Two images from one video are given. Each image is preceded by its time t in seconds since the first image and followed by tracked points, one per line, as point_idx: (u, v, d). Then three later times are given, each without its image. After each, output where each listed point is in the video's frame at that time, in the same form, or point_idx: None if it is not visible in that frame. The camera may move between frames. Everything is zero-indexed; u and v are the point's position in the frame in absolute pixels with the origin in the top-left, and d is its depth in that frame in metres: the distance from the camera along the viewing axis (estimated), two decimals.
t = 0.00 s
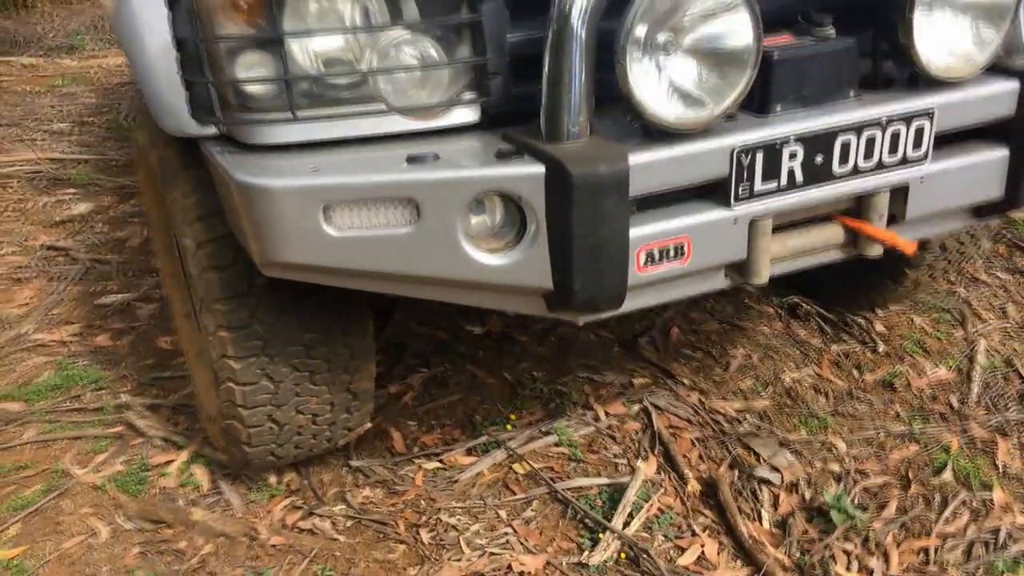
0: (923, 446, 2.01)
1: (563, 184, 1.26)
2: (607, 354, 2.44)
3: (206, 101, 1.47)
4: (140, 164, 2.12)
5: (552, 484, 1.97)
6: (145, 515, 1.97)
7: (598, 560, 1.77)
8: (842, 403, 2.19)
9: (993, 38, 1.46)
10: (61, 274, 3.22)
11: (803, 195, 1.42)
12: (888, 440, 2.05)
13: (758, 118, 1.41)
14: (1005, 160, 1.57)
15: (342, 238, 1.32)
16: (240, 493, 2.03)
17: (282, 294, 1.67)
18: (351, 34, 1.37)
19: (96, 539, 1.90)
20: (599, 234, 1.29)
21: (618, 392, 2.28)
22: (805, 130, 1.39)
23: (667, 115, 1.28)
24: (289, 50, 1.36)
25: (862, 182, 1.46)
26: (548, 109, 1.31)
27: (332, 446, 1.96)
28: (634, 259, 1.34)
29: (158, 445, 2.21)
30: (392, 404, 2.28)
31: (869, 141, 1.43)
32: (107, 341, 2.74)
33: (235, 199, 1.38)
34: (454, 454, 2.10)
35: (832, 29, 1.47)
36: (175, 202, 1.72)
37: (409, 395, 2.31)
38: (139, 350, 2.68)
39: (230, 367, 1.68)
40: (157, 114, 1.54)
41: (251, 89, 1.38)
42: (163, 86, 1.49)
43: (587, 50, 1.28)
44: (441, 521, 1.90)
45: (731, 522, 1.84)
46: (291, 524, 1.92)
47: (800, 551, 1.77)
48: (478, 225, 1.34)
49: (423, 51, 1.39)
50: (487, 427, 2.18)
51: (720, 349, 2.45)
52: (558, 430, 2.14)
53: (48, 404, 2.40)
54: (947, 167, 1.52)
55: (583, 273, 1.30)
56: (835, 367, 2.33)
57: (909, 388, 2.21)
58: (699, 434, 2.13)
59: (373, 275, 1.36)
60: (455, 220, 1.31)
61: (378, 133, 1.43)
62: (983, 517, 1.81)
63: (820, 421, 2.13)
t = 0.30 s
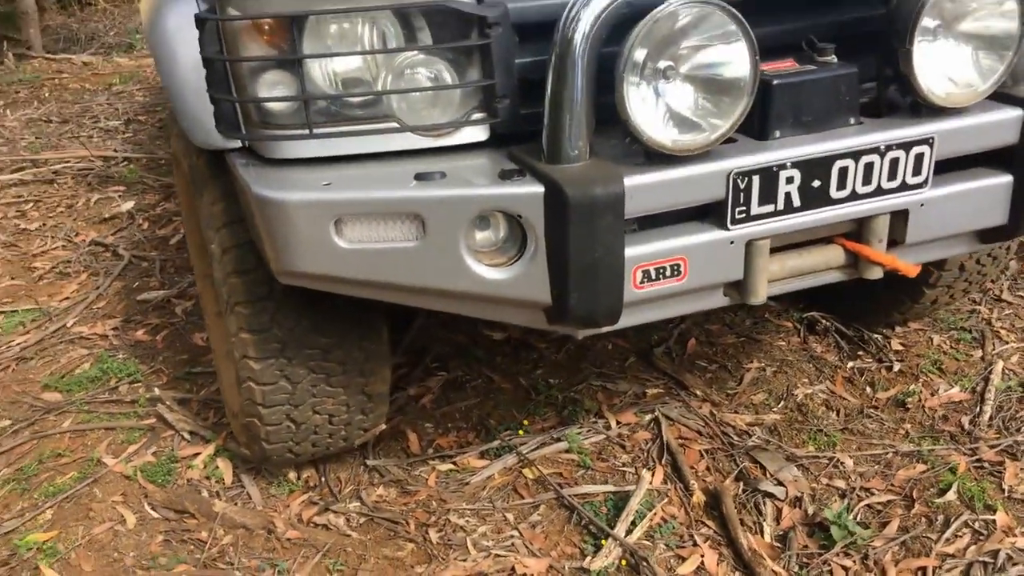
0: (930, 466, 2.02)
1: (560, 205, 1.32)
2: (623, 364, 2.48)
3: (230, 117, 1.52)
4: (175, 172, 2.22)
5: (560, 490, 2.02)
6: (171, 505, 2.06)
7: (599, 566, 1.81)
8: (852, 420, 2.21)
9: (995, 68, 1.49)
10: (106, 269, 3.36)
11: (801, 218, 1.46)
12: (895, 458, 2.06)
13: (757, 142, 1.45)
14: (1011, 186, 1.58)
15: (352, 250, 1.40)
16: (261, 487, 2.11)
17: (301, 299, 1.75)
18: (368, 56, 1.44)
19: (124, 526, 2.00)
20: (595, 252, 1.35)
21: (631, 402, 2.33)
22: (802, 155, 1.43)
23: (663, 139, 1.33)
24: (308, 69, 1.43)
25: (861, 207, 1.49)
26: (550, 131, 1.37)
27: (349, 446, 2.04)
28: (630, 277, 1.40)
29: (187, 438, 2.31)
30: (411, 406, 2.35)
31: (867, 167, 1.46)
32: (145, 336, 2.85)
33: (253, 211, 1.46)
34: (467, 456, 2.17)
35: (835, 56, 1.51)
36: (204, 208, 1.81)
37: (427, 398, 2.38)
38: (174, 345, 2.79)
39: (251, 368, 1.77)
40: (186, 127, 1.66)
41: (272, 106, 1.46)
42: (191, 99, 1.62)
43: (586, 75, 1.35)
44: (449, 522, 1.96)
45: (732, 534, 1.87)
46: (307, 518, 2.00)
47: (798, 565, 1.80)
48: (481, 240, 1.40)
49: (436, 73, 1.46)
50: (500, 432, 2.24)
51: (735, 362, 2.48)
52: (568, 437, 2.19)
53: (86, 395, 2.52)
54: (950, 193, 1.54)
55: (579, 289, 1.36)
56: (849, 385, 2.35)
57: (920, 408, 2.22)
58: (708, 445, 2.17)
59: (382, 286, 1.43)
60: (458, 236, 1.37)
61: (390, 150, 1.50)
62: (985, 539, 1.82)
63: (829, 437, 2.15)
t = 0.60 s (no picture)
0: (945, 490, 2.04)
1: (572, 231, 1.38)
2: (646, 377, 2.53)
3: (267, 137, 1.61)
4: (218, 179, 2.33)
5: (576, 499, 2.08)
6: (205, 499, 2.17)
7: None
8: (871, 441, 2.23)
9: (1006, 103, 1.52)
10: (154, 268, 3.50)
11: (810, 247, 1.50)
12: (911, 481, 2.08)
13: (769, 172, 1.50)
14: None
15: (376, 267, 1.47)
16: (290, 485, 2.20)
17: (330, 308, 1.83)
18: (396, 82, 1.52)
19: (161, 517, 2.11)
20: (605, 276, 1.40)
21: (651, 415, 2.38)
22: (812, 186, 1.47)
23: (674, 169, 1.39)
24: (339, 95, 1.51)
25: (871, 237, 1.53)
26: (565, 158, 1.43)
27: (374, 449, 2.12)
28: (640, 300, 1.45)
29: (223, 434, 2.41)
30: (437, 411, 2.42)
31: (877, 198, 1.50)
32: (188, 334, 2.97)
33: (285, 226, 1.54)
34: (489, 463, 2.24)
35: (849, 89, 1.55)
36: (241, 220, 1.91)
37: (453, 404, 2.45)
38: (215, 343, 2.91)
39: (282, 372, 1.86)
40: (226, 144, 1.76)
41: (305, 128, 1.54)
42: (229, 118, 1.73)
43: (601, 106, 1.41)
44: (468, 526, 2.03)
45: (742, 550, 1.91)
46: (332, 517, 2.08)
47: None
48: (498, 261, 1.47)
49: (460, 99, 1.53)
50: (522, 440, 2.31)
51: (758, 380, 2.51)
52: (588, 448, 2.25)
53: (131, 390, 2.65)
54: (962, 225, 1.57)
55: (589, 311, 1.42)
56: (870, 406, 2.37)
57: (940, 432, 2.23)
58: (725, 461, 2.21)
59: (403, 300, 1.51)
60: (475, 257, 1.44)
61: (416, 171, 1.57)
62: (994, 566, 1.83)
63: (846, 458, 2.18)
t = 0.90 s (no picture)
0: (960, 511, 2.06)
1: (587, 252, 1.43)
2: (667, 389, 2.57)
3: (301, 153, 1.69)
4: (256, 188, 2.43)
5: (593, 508, 2.13)
6: (236, 495, 2.25)
7: None
8: (888, 459, 2.25)
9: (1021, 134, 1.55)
10: (195, 268, 3.62)
11: (821, 270, 1.54)
12: (925, 501, 2.10)
13: (782, 197, 1.54)
14: None
15: (399, 281, 1.55)
16: (317, 484, 2.28)
17: (358, 317, 1.91)
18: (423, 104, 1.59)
19: (194, 511, 2.20)
20: (618, 295, 1.46)
21: (671, 427, 2.42)
22: (823, 212, 1.51)
23: (687, 193, 1.44)
24: (369, 115, 1.59)
25: (882, 262, 1.56)
26: (582, 181, 1.49)
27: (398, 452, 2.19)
28: (652, 318, 1.50)
29: (255, 432, 2.50)
30: (461, 417, 2.49)
31: (889, 225, 1.53)
32: (225, 334, 3.07)
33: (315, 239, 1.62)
34: (509, 469, 2.30)
35: (864, 116, 1.58)
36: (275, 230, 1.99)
37: (477, 410, 2.52)
38: (251, 344, 3.00)
39: (310, 376, 1.93)
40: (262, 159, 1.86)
41: (337, 146, 1.62)
42: (263, 133, 1.82)
43: (618, 131, 1.47)
44: (486, 530, 2.09)
45: (753, 563, 1.94)
46: (356, 517, 2.16)
47: None
48: (516, 277, 1.53)
49: (485, 121, 1.60)
50: (542, 448, 2.36)
51: (778, 395, 2.54)
52: (606, 457, 2.30)
53: (169, 387, 2.75)
54: (974, 252, 1.59)
55: (602, 328, 1.48)
56: (889, 424, 2.38)
57: (958, 452, 2.25)
58: (741, 475, 2.24)
59: (425, 312, 1.58)
60: (493, 273, 1.50)
61: (440, 189, 1.64)
62: None
63: (862, 475, 2.20)
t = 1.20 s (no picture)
0: (970, 527, 2.07)
1: (595, 266, 1.49)
2: (686, 397, 2.62)
3: (327, 164, 1.76)
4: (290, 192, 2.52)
5: (606, 511, 2.19)
6: (264, 487, 2.35)
7: None
8: (901, 474, 2.27)
9: None
10: (234, 267, 3.74)
11: (826, 288, 1.58)
12: (936, 516, 2.12)
13: (788, 215, 1.58)
14: None
15: (417, 288, 1.62)
16: (341, 479, 2.36)
17: (380, 320, 1.98)
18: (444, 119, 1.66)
19: (223, 502, 2.30)
20: (625, 308, 1.51)
21: (687, 435, 2.46)
22: (829, 231, 1.54)
23: (693, 211, 1.49)
24: (393, 129, 1.66)
25: (887, 281, 1.59)
26: (593, 197, 1.54)
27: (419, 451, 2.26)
28: (658, 330, 1.55)
29: (284, 428, 2.59)
30: (483, 419, 2.56)
31: (894, 245, 1.56)
32: (260, 332, 3.18)
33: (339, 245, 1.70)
34: (527, 471, 2.36)
35: (873, 138, 1.61)
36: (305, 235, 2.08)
37: (498, 412, 2.58)
38: (284, 341, 3.11)
39: (335, 376, 2.02)
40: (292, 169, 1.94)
41: (362, 158, 1.70)
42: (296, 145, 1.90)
43: (627, 149, 1.52)
44: (501, 529, 2.16)
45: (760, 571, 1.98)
46: (377, 512, 2.24)
47: None
48: (528, 287, 1.59)
49: (502, 136, 1.67)
50: (560, 452, 2.42)
51: (796, 406, 2.57)
52: (621, 462, 2.35)
53: (204, 381, 2.86)
54: (980, 272, 1.62)
55: (609, 339, 1.53)
56: (905, 438, 2.40)
57: (972, 469, 2.26)
58: (755, 484, 2.28)
59: (442, 319, 1.65)
60: (506, 284, 1.56)
61: (459, 200, 1.71)
62: None
63: (875, 488, 2.22)
